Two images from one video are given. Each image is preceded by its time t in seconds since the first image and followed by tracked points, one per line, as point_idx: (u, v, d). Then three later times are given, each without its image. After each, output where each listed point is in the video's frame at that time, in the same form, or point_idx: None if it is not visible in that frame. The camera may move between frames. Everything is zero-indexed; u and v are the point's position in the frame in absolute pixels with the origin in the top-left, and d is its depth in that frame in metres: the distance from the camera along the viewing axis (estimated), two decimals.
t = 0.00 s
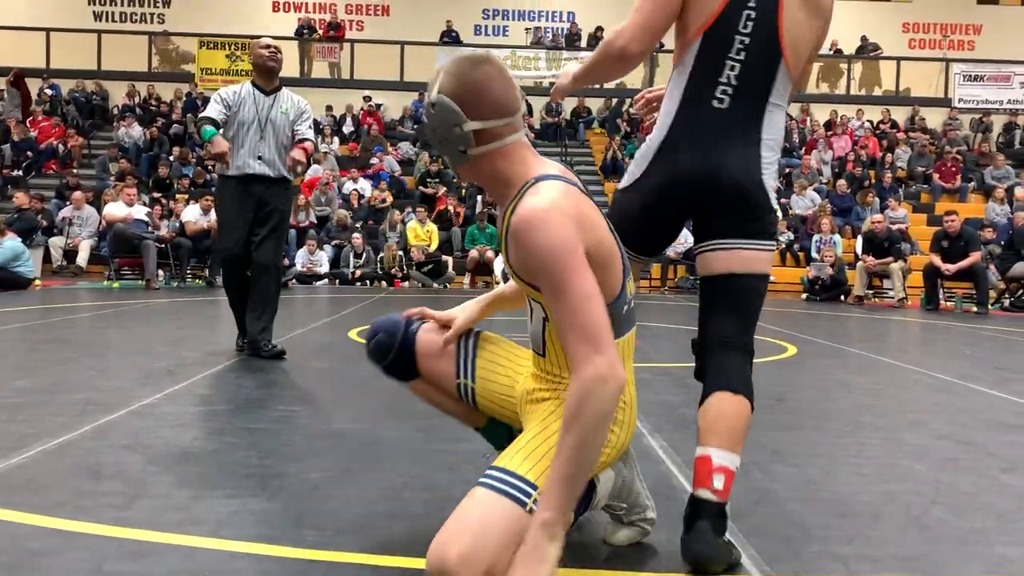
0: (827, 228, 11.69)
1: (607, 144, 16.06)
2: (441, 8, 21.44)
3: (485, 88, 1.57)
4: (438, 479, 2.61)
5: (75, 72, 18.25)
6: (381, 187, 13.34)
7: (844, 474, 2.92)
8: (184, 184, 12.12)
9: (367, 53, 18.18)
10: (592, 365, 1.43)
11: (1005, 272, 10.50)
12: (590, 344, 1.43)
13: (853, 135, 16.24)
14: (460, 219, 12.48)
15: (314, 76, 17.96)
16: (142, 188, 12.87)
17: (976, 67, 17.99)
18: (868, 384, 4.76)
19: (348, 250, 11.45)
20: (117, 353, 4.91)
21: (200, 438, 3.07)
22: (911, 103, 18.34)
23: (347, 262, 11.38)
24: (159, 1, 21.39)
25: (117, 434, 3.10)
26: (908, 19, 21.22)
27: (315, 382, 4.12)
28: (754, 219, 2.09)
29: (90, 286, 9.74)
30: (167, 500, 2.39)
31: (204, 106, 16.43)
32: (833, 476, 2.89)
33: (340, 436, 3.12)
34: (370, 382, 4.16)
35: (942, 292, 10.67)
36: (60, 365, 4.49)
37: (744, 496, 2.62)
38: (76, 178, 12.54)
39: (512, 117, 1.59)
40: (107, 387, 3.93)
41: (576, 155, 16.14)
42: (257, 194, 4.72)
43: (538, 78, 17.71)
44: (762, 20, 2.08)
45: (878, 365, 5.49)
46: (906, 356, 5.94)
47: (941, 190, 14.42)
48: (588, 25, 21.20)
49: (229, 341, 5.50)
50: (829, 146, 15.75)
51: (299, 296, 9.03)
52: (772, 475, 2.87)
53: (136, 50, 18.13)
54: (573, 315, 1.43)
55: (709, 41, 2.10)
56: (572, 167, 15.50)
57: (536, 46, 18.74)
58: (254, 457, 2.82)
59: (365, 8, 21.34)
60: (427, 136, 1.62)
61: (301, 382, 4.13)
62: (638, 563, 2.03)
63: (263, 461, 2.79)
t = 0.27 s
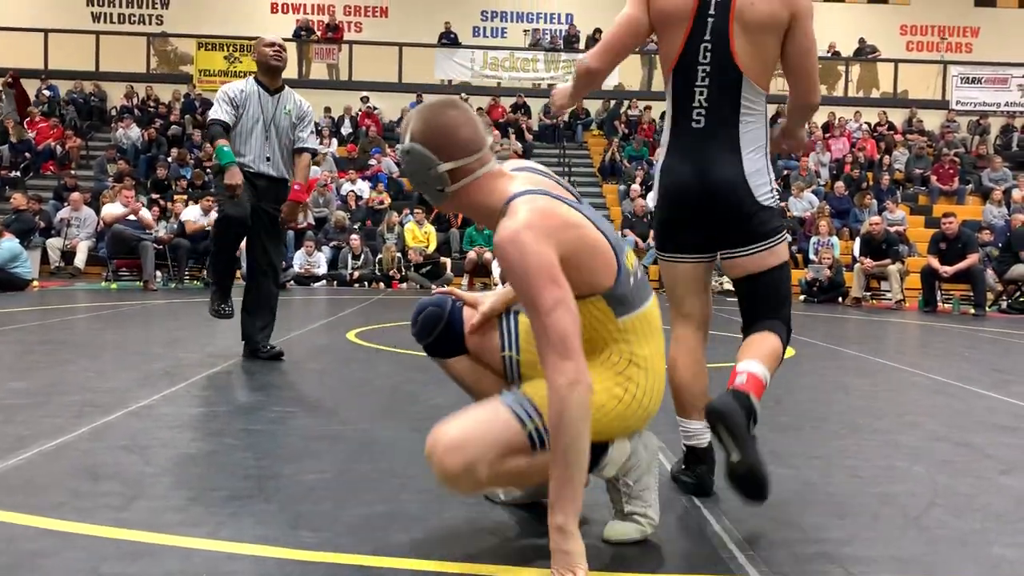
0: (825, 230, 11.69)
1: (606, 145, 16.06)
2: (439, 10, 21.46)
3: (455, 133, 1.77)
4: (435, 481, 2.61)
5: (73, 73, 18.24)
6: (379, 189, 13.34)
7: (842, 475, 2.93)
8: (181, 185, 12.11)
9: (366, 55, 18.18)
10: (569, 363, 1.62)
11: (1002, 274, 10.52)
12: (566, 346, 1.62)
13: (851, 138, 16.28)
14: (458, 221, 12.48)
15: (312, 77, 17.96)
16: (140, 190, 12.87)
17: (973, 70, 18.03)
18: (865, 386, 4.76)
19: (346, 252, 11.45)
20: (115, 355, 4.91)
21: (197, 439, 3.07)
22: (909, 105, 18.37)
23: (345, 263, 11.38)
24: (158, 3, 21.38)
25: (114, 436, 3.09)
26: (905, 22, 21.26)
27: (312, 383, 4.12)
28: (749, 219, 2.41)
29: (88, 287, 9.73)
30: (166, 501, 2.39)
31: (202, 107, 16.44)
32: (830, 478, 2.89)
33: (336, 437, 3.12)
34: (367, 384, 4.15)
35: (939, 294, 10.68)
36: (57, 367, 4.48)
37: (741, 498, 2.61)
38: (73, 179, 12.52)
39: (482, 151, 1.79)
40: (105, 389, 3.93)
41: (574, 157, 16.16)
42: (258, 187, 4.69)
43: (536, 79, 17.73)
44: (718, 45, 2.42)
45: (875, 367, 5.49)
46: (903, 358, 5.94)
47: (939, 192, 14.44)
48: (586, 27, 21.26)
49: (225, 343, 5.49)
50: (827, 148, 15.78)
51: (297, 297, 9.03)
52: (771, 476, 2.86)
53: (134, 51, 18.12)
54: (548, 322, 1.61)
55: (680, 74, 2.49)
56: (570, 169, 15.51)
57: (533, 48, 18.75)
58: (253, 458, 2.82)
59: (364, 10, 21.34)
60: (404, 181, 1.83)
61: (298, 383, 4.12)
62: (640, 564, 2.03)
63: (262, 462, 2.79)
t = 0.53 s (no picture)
0: (823, 235, 11.72)
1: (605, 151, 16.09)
2: (438, 16, 21.52)
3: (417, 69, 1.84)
4: (433, 486, 2.61)
5: (72, 78, 18.25)
6: (378, 194, 13.35)
7: (840, 480, 2.93)
8: (180, 190, 12.10)
9: (366, 60, 18.22)
10: (498, 295, 1.76)
11: (1000, 279, 10.54)
12: (500, 272, 1.75)
13: (850, 143, 16.32)
14: (457, 226, 12.50)
15: (312, 83, 17.98)
16: (139, 195, 12.87)
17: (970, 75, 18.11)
18: (864, 391, 4.76)
19: (345, 257, 11.44)
20: (113, 360, 4.90)
21: (196, 444, 3.07)
22: (907, 110, 18.41)
23: (345, 268, 11.38)
24: (158, 8, 21.44)
25: (113, 441, 3.09)
26: (903, 27, 21.33)
27: (311, 388, 4.11)
28: (762, 224, 2.76)
29: (87, 292, 9.72)
30: (164, 507, 2.38)
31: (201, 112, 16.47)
32: (829, 483, 2.89)
33: (335, 443, 3.11)
34: (366, 389, 4.15)
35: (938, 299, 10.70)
36: (56, 372, 4.48)
37: (740, 503, 2.61)
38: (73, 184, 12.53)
39: (447, 82, 1.86)
40: (104, 394, 3.92)
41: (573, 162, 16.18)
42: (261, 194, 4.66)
43: (535, 85, 17.77)
44: (715, 77, 2.75)
45: (873, 371, 5.49)
46: (902, 363, 5.94)
47: (937, 197, 14.47)
48: (585, 33, 21.32)
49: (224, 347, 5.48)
50: (826, 153, 15.82)
51: (295, 302, 9.02)
52: (769, 482, 2.86)
53: (134, 56, 18.14)
54: (485, 250, 1.73)
55: (684, 104, 2.82)
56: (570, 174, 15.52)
57: (532, 52, 18.79)
58: (252, 464, 2.82)
59: (363, 15, 21.44)
60: (385, 118, 1.93)
61: (296, 389, 4.11)
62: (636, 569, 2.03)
63: (261, 467, 2.79)
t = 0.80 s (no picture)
0: (822, 244, 11.74)
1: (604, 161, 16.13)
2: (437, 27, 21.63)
3: None
4: (433, 497, 2.61)
5: (72, 91, 18.31)
6: (377, 205, 13.38)
7: (840, 490, 2.93)
8: (180, 202, 12.12)
9: (365, 72, 18.29)
10: (475, 132, 2.00)
11: (999, 288, 10.56)
12: (471, 110, 2.00)
13: (848, 153, 16.37)
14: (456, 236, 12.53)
15: (311, 94, 18.04)
16: (139, 207, 12.89)
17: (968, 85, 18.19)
18: (863, 400, 4.76)
19: (345, 267, 11.44)
20: (112, 371, 4.90)
21: (196, 455, 3.07)
22: (905, 120, 18.45)
23: (345, 278, 11.39)
24: (158, 21, 21.54)
25: (113, 452, 3.10)
26: (900, 37, 21.43)
27: (310, 400, 4.11)
28: (754, 226, 3.18)
29: (87, 304, 9.72)
30: (164, 519, 2.39)
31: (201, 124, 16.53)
32: (828, 493, 2.89)
33: (335, 454, 3.12)
34: (365, 400, 4.15)
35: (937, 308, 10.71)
36: (56, 383, 4.48)
37: (739, 514, 2.61)
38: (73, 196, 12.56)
39: None
40: (104, 405, 3.93)
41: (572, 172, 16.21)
42: (262, 208, 4.61)
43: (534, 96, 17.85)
44: (725, 102, 3.22)
45: (873, 381, 5.49)
46: (901, 373, 5.95)
47: (936, 207, 14.51)
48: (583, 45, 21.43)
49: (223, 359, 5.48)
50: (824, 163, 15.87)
51: (295, 313, 9.02)
52: (769, 492, 2.86)
53: (134, 68, 18.21)
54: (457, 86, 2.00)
55: (695, 125, 3.29)
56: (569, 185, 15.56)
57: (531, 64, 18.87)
58: (252, 475, 2.82)
59: (363, 28, 21.60)
60: None
61: (296, 400, 4.11)
62: None
63: (262, 478, 2.79)
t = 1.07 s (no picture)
0: (822, 256, 11.75)
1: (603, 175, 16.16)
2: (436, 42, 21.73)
3: None
4: (433, 512, 2.59)
5: (72, 106, 18.36)
6: (377, 219, 13.39)
7: (843, 504, 2.91)
8: (179, 216, 12.12)
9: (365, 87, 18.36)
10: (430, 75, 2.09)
11: (999, 299, 10.56)
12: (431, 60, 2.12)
13: (847, 165, 16.41)
14: (456, 250, 12.54)
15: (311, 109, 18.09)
16: (139, 222, 12.89)
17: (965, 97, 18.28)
18: (864, 413, 4.73)
19: (344, 281, 11.42)
20: (111, 387, 4.88)
21: (195, 471, 3.06)
22: (903, 132, 18.48)
23: (344, 292, 11.38)
24: (158, 36, 21.64)
25: (111, 468, 3.08)
26: (898, 51, 21.53)
27: (309, 415, 4.09)
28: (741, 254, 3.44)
29: (86, 319, 9.71)
30: (162, 535, 2.37)
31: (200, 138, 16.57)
32: (830, 507, 2.87)
33: (335, 469, 3.10)
34: (364, 415, 4.12)
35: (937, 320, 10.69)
36: (55, 399, 4.46)
37: (742, 528, 2.59)
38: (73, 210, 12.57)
39: None
40: (102, 421, 3.91)
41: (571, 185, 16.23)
42: (256, 216, 4.57)
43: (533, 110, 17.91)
44: (722, 138, 3.48)
45: (873, 394, 5.47)
46: (902, 385, 5.92)
47: (935, 219, 14.52)
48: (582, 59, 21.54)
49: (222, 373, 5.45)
50: (822, 176, 15.92)
51: (294, 327, 9.01)
52: (771, 506, 2.84)
53: (134, 84, 18.27)
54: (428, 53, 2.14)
55: (694, 158, 3.55)
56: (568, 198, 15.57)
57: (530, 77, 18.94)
58: (251, 490, 2.80)
59: (363, 42, 21.71)
60: None
61: (294, 415, 4.09)
62: None
63: (261, 494, 2.77)
